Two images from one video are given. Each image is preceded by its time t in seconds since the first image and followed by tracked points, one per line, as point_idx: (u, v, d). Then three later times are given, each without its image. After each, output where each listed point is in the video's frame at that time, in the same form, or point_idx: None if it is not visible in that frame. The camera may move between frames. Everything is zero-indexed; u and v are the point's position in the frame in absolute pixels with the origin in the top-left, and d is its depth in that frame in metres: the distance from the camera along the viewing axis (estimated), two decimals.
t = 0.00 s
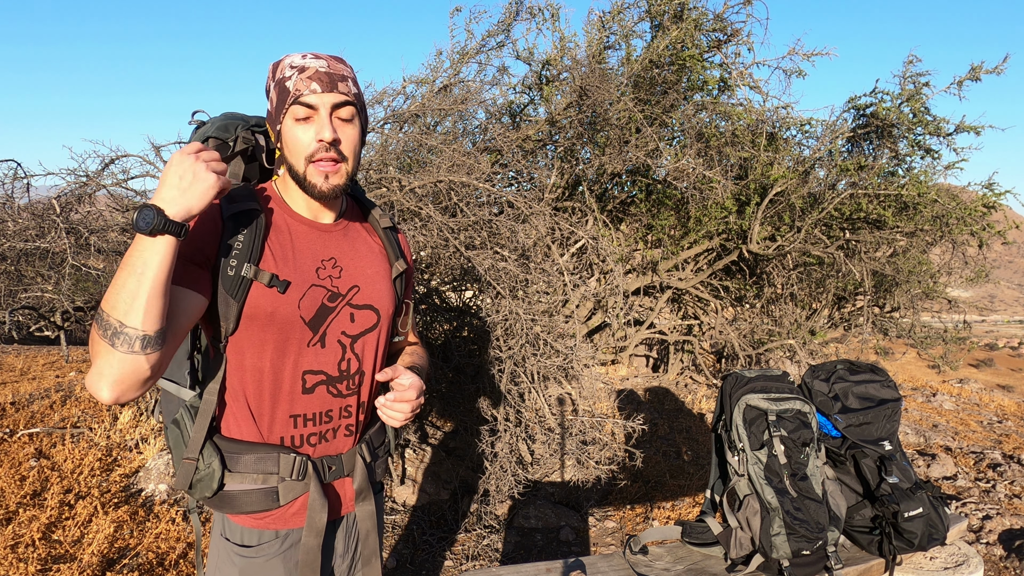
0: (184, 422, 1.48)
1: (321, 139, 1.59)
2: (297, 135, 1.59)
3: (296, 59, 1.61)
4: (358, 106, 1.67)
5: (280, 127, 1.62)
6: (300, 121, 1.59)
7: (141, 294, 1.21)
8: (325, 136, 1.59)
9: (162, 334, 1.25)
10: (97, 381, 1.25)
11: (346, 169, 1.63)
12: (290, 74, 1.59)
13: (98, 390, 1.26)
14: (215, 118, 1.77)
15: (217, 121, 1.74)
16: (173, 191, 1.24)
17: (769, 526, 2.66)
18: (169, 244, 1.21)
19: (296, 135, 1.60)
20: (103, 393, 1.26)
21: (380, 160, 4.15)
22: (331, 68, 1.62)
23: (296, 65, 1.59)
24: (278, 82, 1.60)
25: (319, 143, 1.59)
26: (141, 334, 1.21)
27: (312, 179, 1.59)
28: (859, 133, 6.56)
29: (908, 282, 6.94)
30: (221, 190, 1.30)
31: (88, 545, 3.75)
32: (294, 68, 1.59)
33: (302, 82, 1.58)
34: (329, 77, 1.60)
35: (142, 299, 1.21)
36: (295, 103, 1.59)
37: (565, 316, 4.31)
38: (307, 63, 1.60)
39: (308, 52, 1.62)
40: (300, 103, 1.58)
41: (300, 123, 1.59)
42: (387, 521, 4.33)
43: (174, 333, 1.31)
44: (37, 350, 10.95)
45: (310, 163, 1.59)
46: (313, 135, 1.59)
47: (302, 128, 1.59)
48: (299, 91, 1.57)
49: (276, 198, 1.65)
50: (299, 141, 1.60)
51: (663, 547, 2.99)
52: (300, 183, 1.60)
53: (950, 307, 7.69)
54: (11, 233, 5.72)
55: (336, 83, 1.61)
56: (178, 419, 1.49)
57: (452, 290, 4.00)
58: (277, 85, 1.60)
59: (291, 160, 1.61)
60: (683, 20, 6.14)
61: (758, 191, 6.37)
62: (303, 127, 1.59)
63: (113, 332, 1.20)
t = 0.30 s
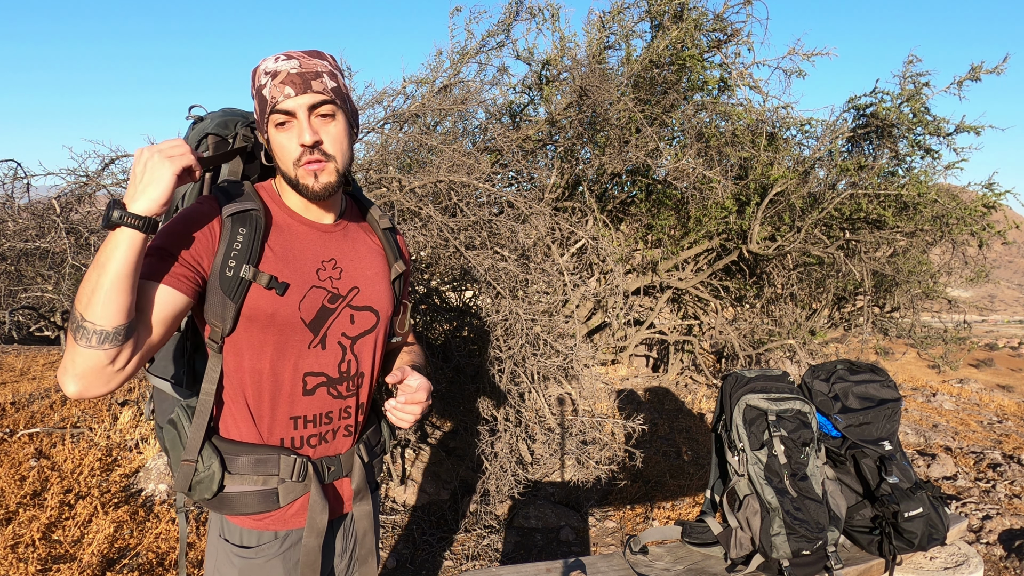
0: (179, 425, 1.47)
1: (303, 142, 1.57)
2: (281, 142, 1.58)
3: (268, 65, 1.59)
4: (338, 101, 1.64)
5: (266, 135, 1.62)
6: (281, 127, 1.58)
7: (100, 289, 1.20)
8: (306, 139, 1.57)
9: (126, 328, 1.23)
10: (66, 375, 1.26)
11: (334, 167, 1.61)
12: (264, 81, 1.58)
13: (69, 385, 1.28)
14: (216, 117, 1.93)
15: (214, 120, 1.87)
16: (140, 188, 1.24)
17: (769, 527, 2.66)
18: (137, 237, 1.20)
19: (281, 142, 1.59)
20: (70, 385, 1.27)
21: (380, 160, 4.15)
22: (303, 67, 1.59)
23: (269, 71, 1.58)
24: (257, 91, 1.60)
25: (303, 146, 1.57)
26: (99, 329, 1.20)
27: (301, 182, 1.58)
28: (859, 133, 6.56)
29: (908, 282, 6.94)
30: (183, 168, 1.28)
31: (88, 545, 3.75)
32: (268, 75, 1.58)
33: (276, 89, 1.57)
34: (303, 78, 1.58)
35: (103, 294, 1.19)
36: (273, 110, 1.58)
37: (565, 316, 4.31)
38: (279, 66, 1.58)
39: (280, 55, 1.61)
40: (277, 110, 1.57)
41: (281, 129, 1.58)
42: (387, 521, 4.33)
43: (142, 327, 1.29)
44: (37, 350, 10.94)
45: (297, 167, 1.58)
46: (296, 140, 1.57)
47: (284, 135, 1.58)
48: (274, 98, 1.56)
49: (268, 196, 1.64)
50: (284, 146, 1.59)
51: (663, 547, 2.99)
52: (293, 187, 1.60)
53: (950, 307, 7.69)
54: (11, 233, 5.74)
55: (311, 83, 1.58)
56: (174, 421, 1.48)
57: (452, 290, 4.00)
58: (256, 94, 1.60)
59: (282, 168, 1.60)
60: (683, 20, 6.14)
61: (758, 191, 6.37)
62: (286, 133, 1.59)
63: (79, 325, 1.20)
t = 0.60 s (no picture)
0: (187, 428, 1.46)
1: (299, 141, 1.56)
2: (280, 140, 1.59)
3: (276, 63, 1.61)
4: (341, 105, 1.62)
5: (269, 134, 1.64)
6: (281, 126, 1.59)
7: (130, 276, 1.14)
8: (302, 139, 1.56)
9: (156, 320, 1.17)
10: (86, 366, 1.17)
11: (330, 169, 1.59)
12: (270, 81, 1.59)
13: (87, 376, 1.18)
14: (213, 114, 1.82)
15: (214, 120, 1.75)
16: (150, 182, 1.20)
17: (769, 526, 2.66)
18: (170, 221, 1.15)
19: (280, 139, 1.59)
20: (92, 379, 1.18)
21: (380, 160, 4.15)
22: (307, 68, 1.59)
23: (275, 71, 1.60)
24: (263, 88, 1.62)
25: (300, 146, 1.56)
26: (127, 317, 1.13)
27: (297, 182, 1.58)
28: (860, 133, 6.56)
29: (908, 282, 6.94)
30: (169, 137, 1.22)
31: (88, 545, 3.75)
32: (273, 75, 1.60)
33: (279, 87, 1.58)
34: (305, 80, 1.58)
35: (132, 282, 1.13)
36: (276, 108, 1.59)
37: (565, 316, 4.31)
38: (286, 66, 1.59)
39: (289, 54, 1.61)
40: (278, 108, 1.57)
41: (280, 128, 1.59)
42: (387, 521, 4.33)
43: (167, 321, 1.23)
44: (37, 349, 10.95)
45: (293, 167, 1.58)
46: (293, 139, 1.57)
47: (282, 133, 1.59)
48: (276, 97, 1.57)
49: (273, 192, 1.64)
50: (283, 146, 1.59)
51: (663, 547, 2.99)
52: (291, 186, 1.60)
53: (950, 307, 7.69)
54: (11, 233, 5.75)
55: (313, 84, 1.58)
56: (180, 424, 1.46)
57: (452, 290, 4.00)
58: (263, 93, 1.62)
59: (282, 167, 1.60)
60: (683, 20, 6.14)
61: (758, 191, 6.37)
62: (285, 132, 1.59)
63: (103, 314, 1.13)
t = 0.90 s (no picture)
0: (210, 435, 1.37)
1: (308, 144, 1.56)
2: (292, 139, 1.60)
3: (302, 65, 1.62)
4: (356, 112, 1.61)
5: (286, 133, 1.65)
6: (295, 126, 1.60)
7: (185, 260, 1.09)
8: (311, 141, 1.56)
9: (214, 308, 1.11)
10: (143, 362, 1.10)
11: (336, 174, 1.59)
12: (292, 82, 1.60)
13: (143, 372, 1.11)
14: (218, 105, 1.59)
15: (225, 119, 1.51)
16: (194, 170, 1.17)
17: (769, 526, 2.66)
18: (218, 203, 1.10)
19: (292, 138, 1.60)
20: (153, 374, 1.10)
21: (380, 160, 4.15)
22: (328, 73, 1.59)
23: (299, 73, 1.60)
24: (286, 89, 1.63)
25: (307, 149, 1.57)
26: (188, 304, 1.07)
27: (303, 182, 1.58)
28: (860, 133, 6.55)
29: (908, 282, 6.94)
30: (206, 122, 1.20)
31: (88, 545, 3.75)
32: (295, 76, 1.59)
33: (298, 89, 1.58)
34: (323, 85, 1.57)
35: (188, 267, 1.09)
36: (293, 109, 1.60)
37: (565, 316, 4.31)
38: (309, 70, 1.60)
39: (315, 58, 1.62)
40: (294, 110, 1.58)
41: (295, 128, 1.59)
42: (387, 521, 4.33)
43: (223, 315, 1.17)
44: (37, 349, 10.95)
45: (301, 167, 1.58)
46: (303, 141, 1.58)
47: (296, 133, 1.59)
48: (294, 98, 1.58)
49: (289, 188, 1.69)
50: (295, 145, 1.60)
51: (663, 547, 2.99)
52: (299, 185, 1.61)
53: (950, 307, 7.70)
54: (11, 233, 5.77)
55: (330, 90, 1.57)
56: (200, 432, 1.37)
57: (452, 291, 3.99)
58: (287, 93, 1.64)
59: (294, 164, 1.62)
60: (683, 20, 6.14)
61: (758, 191, 6.37)
62: (298, 133, 1.60)
63: (160, 304, 1.07)
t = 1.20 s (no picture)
0: (240, 438, 1.34)
1: (347, 145, 1.65)
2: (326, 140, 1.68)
3: (335, 69, 1.68)
4: (388, 118, 1.71)
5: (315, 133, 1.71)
6: (330, 127, 1.67)
7: (301, 266, 1.18)
8: (351, 143, 1.65)
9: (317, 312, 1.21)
10: (257, 365, 1.17)
11: (370, 175, 1.68)
12: (326, 84, 1.66)
13: (253, 374, 1.17)
14: (238, 109, 1.55)
15: (253, 121, 1.52)
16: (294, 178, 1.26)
17: (769, 526, 2.66)
18: (325, 213, 1.21)
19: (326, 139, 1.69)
20: (267, 379, 1.17)
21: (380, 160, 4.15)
22: (364, 80, 1.67)
23: (333, 77, 1.67)
24: (316, 90, 1.68)
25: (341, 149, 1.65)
26: (303, 309, 1.16)
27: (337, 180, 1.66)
28: (860, 133, 6.55)
29: (908, 282, 6.94)
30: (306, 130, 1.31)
31: (89, 545, 3.75)
32: (330, 79, 1.66)
33: (334, 92, 1.65)
34: (360, 88, 1.65)
35: (299, 273, 1.18)
36: (327, 111, 1.66)
37: (565, 316, 4.31)
38: (344, 74, 1.67)
39: (348, 63, 1.69)
40: (331, 111, 1.65)
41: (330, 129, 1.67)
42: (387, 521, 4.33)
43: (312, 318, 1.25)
44: (37, 350, 10.94)
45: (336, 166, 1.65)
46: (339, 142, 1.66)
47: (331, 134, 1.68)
48: (331, 101, 1.64)
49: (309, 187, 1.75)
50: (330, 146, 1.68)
51: (663, 547, 2.99)
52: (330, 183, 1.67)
53: (951, 307, 7.70)
54: (11, 233, 5.77)
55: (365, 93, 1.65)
56: (230, 437, 1.34)
57: (452, 291, 3.98)
58: (315, 94, 1.69)
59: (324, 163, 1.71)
60: (683, 20, 6.14)
61: (758, 191, 6.37)
62: (333, 134, 1.67)
63: (276, 310, 1.15)
